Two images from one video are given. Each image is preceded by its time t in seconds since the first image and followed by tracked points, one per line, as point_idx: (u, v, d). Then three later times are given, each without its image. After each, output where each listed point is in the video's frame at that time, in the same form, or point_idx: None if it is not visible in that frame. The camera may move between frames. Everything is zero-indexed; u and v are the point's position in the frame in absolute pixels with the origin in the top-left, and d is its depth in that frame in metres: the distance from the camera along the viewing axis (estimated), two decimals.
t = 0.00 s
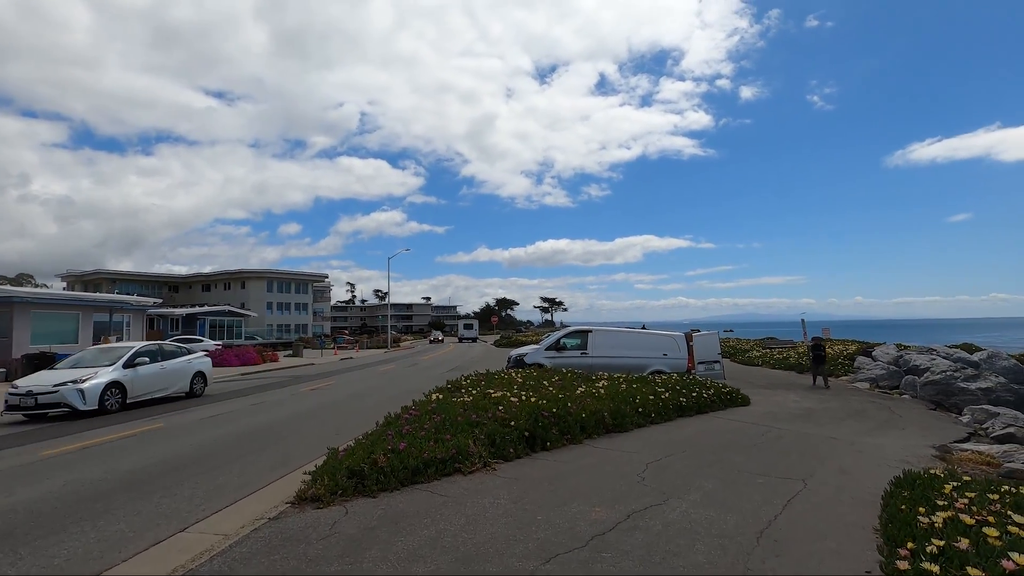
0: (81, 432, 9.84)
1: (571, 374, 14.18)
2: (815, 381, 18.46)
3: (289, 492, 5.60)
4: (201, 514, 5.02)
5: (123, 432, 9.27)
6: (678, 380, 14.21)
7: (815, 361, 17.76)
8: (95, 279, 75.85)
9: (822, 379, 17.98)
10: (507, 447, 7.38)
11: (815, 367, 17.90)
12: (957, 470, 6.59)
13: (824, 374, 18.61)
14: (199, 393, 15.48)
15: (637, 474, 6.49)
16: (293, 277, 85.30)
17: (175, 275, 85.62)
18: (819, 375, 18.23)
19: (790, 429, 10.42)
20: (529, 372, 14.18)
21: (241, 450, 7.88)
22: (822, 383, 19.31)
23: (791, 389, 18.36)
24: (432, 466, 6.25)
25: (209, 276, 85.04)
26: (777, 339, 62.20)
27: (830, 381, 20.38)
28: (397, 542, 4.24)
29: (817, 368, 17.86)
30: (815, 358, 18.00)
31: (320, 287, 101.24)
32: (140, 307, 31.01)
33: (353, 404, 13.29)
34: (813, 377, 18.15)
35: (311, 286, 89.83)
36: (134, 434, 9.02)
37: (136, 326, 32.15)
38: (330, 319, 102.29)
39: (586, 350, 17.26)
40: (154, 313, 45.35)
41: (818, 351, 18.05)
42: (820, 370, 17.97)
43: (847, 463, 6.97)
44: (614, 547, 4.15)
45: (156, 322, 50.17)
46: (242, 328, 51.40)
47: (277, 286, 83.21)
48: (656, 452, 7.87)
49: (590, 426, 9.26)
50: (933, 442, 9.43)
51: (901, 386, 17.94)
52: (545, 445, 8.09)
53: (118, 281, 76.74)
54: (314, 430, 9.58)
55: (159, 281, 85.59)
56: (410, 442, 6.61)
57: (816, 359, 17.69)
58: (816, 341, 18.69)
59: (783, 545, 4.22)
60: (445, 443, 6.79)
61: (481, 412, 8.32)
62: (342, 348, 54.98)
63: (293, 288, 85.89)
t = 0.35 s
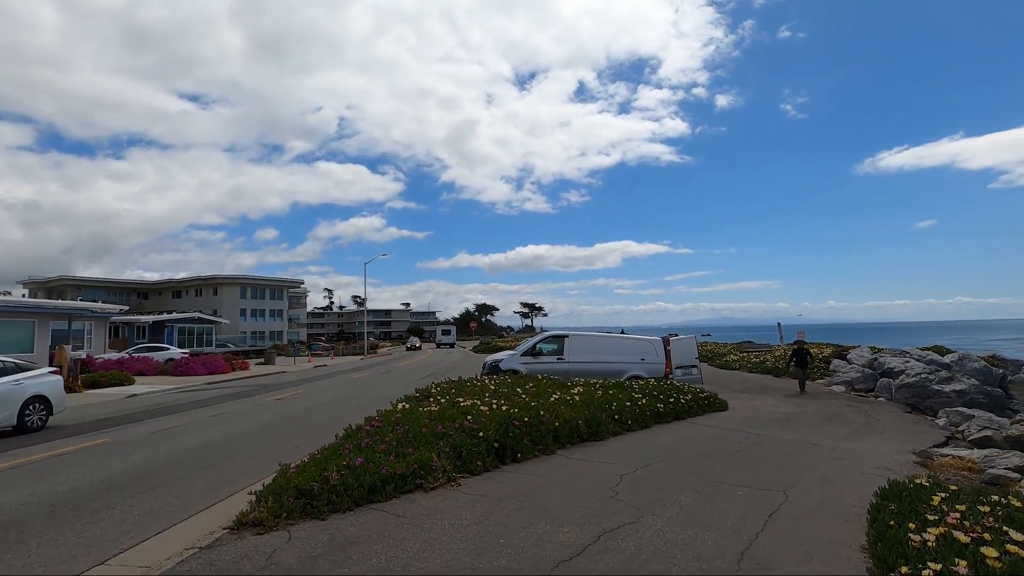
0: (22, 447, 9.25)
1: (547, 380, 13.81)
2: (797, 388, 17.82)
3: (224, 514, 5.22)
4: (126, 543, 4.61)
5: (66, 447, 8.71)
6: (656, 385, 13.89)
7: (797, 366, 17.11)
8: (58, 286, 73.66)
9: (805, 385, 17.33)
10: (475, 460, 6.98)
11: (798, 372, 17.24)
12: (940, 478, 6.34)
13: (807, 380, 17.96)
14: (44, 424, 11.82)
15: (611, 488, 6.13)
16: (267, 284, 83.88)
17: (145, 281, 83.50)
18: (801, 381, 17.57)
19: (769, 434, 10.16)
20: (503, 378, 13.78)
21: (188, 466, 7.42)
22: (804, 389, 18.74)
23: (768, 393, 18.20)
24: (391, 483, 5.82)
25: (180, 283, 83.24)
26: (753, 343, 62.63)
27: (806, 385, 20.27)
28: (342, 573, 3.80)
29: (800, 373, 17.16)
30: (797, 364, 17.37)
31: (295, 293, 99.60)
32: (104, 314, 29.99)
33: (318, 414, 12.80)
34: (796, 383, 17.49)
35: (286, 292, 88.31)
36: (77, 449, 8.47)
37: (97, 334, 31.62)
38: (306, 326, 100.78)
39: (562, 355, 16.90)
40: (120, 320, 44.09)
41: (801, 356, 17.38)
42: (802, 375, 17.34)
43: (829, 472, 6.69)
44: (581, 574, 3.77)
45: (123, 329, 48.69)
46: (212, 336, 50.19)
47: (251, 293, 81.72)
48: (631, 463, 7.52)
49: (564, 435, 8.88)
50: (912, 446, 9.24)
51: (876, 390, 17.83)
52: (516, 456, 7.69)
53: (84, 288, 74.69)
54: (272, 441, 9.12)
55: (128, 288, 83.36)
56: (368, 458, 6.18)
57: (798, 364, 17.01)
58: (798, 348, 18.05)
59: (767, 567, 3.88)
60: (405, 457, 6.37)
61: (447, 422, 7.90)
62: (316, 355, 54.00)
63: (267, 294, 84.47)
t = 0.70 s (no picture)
0: None
1: (528, 383, 13.43)
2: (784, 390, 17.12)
3: (164, 538, 4.83)
4: (52, 572, 4.26)
5: (14, 459, 8.25)
6: (639, 388, 13.57)
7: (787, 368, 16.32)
8: (29, 288, 71.83)
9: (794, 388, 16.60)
10: (446, 471, 6.60)
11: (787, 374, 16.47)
12: (933, 486, 6.06)
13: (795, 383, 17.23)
14: None
15: (590, 502, 5.79)
16: (247, 286, 82.57)
17: (121, 283, 81.76)
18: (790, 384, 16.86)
19: (755, 439, 9.87)
20: (483, 382, 13.38)
21: (139, 482, 7.01)
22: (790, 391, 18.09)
23: (752, 395, 17.97)
24: (353, 499, 5.43)
25: (157, 285, 81.65)
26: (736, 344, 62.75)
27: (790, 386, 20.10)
28: None
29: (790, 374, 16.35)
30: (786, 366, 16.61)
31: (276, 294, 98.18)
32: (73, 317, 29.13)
33: (289, 421, 12.35)
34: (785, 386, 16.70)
35: (266, 294, 87.03)
36: (25, 461, 8.02)
37: (66, 336, 31.16)
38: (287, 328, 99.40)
39: (544, 358, 16.52)
40: (92, 323, 42.95)
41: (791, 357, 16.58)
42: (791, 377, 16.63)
43: (818, 481, 6.38)
44: None
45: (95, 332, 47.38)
46: (189, 339, 49.12)
47: (230, 295, 80.38)
48: (612, 472, 7.18)
49: (543, 442, 8.52)
50: (900, 450, 8.99)
51: (860, 391, 17.65)
52: (491, 466, 7.32)
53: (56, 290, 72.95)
54: (235, 451, 8.72)
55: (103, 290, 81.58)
56: (329, 472, 5.79)
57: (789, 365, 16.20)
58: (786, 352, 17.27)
59: None
60: (370, 470, 5.99)
61: (418, 431, 7.51)
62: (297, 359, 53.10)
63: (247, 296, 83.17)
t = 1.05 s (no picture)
0: None
1: (511, 381, 12.98)
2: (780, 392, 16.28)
3: (89, 563, 4.38)
4: None
5: None
6: (626, 386, 13.17)
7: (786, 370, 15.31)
8: (5, 283, 70.24)
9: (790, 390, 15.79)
10: (418, 478, 6.16)
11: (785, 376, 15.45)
12: (935, 492, 5.70)
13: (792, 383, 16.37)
14: None
15: (572, 511, 5.37)
16: (230, 281, 81.38)
17: (100, 278, 80.23)
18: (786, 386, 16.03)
19: (745, 439, 9.49)
20: (464, 379, 12.93)
21: (81, 491, 6.51)
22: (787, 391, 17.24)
23: (740, 393, 17.65)
24: (311, 512, 4.99)
25: (138, 280, 80.25)
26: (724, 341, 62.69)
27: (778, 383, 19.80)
28: None
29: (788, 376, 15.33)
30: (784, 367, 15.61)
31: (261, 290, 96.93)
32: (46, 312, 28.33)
33: (259, 421, 11.86)
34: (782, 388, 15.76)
35: (250, 290, 85.81)
36: None
37: (37, 333, 30.51)
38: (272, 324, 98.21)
39: (529, 355, 16.08)
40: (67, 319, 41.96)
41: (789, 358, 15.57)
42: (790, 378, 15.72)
43: (815, 486, 6.01)
44: None
45: (71, 328, 46.28)
46: (169, 335, 48.15)
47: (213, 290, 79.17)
48: (596, 477, 6.77)
49: (526, 443, 8.10)
50: (894, 449, 8.67)
51: (849, 388, 17.35)
52: (468, 471, 6.89)
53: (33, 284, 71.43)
54: (197, 454, 8.26)
55: (82, 285, 80.06)
56: (288, 481, 5.33)
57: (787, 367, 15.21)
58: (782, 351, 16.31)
59: None
60: (334, 478, 5.55)
61: (391, 433, 7.05)
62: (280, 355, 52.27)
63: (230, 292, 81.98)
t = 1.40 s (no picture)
0: None
1: (500, 380, 12.58)
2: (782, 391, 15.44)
3: None
4: None
5: None
6: (619, 385, 12.79)
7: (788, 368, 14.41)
8: None
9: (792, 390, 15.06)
10: (392, 488, 5.79)
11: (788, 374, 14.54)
12: (944, 500, 5.32)
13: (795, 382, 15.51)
14: None
15: (555, 523, 4.99)
16: (223, 278, 80.76)
17: (92, 275, 79.58)
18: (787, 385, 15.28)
19: (741, 440, 9.12)
20: (451, 378, 12.55)
21: (31, 500, 6.14)
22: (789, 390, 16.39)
23: (737, 391, 17.27)
24: (269, 528, 4.60)
25: (130, 278, 79.60)
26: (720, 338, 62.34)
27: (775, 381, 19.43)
28: None
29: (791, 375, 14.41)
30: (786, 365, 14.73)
31: (254, 287, 96.30)
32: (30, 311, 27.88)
33: (237, 422, 11.47)
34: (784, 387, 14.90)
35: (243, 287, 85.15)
36: None
37: (22, 331, 30.06)
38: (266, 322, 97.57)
39: (520, 353, 15.68)
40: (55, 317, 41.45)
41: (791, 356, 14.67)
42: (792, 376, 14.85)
43: (816, 493, 5.64)
44: None
45: (59, 326, 45.70)
46: (159, 332, 47.58)
47: (205, 287, 78.55)
48: (583, 484, 6.39)
49: (512, 446, 7.70)
50: (896, 449, 8.29)
51: (847, 385, 16.98)
52: (447, 478, 6.51)
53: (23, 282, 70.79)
54: (163, 459, 7.88)
55: (73, 283, 79.39)
56: (247, 494, 4.95)
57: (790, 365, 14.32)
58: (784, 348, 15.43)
59: None
60: (298, 488, 5.17)
61: (366, 437, 6.66)
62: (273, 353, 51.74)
63: (223, 289, 81.38)
